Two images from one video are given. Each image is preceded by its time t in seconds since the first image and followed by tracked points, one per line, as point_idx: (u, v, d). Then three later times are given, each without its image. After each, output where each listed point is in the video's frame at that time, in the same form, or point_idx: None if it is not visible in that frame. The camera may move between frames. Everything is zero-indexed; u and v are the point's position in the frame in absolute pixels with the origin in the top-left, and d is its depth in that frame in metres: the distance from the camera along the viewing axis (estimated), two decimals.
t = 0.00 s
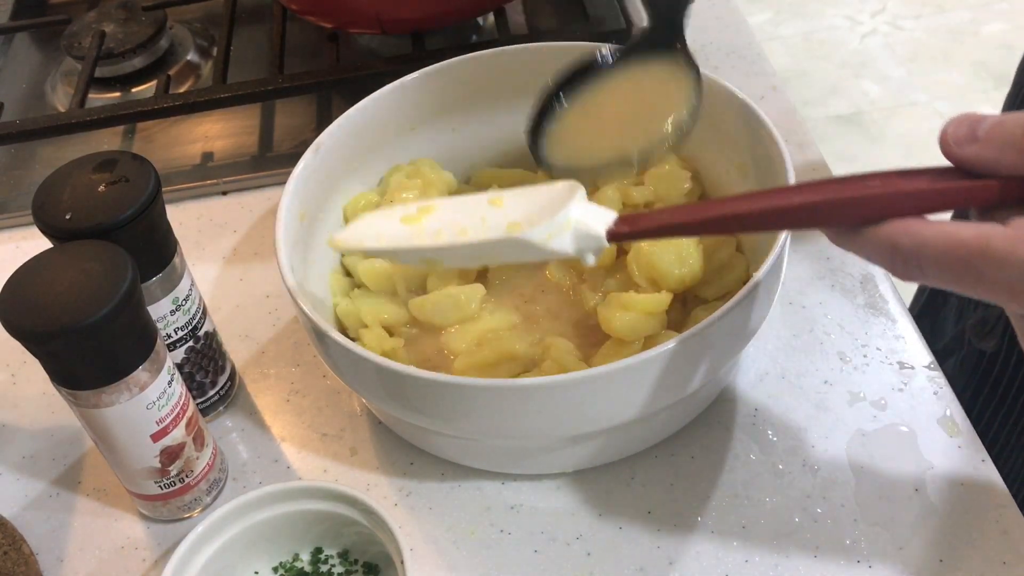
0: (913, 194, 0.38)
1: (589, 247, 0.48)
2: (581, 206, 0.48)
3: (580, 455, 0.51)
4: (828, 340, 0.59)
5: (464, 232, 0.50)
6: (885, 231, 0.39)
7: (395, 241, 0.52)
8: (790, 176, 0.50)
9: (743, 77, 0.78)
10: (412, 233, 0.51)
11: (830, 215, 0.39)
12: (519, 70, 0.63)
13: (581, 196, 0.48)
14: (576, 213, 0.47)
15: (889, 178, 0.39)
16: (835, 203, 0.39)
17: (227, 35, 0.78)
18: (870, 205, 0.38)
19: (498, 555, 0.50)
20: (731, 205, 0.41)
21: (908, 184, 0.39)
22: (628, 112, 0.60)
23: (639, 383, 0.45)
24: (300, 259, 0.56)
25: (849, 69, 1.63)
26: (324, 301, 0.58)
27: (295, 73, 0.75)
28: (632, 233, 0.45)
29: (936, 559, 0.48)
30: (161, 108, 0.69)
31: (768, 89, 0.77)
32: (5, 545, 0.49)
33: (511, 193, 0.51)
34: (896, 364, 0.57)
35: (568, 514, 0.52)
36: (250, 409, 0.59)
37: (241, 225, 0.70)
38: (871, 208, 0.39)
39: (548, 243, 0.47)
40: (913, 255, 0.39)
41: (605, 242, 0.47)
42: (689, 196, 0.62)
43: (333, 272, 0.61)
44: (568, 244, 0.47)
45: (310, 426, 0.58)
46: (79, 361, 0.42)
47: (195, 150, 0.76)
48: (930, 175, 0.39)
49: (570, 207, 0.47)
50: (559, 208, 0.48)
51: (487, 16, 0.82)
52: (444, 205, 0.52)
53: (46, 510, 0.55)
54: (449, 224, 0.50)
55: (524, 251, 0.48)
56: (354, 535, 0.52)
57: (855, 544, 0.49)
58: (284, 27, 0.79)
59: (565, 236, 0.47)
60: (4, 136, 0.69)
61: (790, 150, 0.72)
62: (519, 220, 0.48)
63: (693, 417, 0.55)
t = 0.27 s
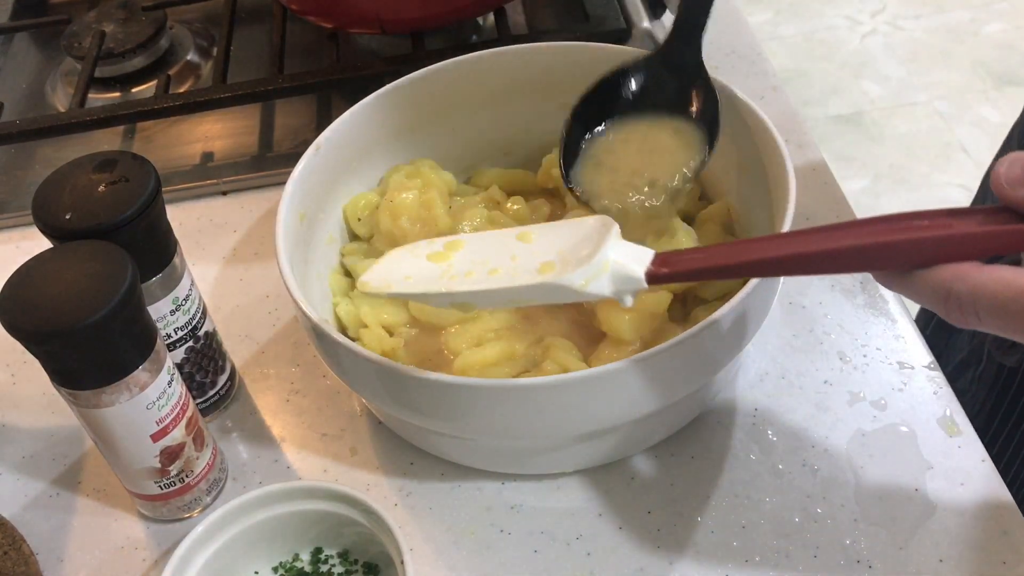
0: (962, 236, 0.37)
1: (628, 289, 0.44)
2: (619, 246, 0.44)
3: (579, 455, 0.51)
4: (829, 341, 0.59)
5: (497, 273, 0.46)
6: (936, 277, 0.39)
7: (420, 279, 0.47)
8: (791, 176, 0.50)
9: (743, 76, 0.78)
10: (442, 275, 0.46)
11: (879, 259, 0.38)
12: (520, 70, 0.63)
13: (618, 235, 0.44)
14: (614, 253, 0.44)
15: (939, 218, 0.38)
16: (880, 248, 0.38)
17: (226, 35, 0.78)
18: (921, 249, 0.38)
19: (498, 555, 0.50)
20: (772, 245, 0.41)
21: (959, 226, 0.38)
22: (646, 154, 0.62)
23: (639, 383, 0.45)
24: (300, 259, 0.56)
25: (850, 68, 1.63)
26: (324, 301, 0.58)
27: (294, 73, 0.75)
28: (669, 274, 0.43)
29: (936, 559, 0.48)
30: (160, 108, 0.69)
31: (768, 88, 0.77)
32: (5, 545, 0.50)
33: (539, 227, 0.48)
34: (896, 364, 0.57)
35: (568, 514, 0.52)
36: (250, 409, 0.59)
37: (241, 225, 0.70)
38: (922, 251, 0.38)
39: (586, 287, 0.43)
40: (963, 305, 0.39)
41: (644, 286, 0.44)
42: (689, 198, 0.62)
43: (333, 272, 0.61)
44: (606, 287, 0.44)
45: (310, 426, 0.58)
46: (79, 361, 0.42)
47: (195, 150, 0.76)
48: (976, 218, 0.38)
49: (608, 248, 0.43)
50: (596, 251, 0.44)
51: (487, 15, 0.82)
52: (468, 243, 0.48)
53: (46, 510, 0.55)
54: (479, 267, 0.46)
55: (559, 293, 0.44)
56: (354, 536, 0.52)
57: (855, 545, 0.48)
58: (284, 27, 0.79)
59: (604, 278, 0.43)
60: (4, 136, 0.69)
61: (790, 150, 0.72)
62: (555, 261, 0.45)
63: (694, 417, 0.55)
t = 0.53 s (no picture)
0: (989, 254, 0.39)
1: (649, 306, 0.44)
2: (637, 263, 0.44)
3: (579, 455, 0.51)
4: (829, 340, 0.59)
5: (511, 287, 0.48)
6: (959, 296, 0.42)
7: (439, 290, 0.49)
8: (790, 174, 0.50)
9: (743, 77, 0.78)
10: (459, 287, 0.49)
11: (910, 275, 0.40)
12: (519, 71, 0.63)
13: (636, 253, 0.45)
14: (634, 270, 0.44)
15: (962, 236, 0.40)
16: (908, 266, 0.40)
17: (226, 35, 0.78)
18: (948, 267, 0.40)
19: (498, 555, 0.50)
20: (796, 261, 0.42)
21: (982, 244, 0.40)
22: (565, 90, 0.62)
23: (640, 383, 0.45)
24: (300, 258, 0.56)
25: (850, 68, 1.63)
26: (324, 301, 0.58)
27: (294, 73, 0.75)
28: (698, 290, 0.43)
29: (936, 559, 0.48)
30: (160, 108, 0.69)
31: (768, 89, 0.77)
32: (5, 545, 0.49)
33: (558, 242, 0.50)
34: (896, 364, 0.57)
35: (568, 514, 0.52)
36: (250, 409, 0.59)
37: (241, 225, 0.70)
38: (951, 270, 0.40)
39: (607, 306, 0.43)
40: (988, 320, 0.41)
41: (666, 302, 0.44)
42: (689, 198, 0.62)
43: (333, 273, 0.61)
44: (627, 305, 0.44)
45: (310, 426, 0.58)
46: (79, 361, 0.42)
47: (194, 150, 0.76)
48: (999, 239, 0.40)
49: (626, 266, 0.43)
50: (616, 270, 0.44)
51: (487, 16, 0.82)
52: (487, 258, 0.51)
53: (46, 510, 0.55)
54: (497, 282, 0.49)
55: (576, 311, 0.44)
56: (354, 536, 0.52)
57: (856, 545, 0.48)
58: (284, 27, 0.79)
59: (623, 297, 0.43)
60: (4, 136, 0.69)
61: (790, 150, 0.72)
62: (569, 275, 0.47)
63: (694, 417, 0.55)
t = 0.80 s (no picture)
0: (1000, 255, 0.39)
1: (659, 307, 0.43)
2: (647, 263, 0.44)
3: (580, 455, 0.51)
4: (829, 341, 0.59)
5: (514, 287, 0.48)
6: (973, 293, 0.41)
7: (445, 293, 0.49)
8: (789, 173, 0.50)
9: (743, 76, 0.78)
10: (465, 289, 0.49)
11: (922, 276, 0.40)
12: (519, 71, 0.64)
13: (644, 252, 0.44)
14: (644, 271, 0.43)
15: (976, 236, 0.40)
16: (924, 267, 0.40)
17: (226, 35, 0.78)
18: (961, 266, 0.39)
19: (498, 555, 0.50)
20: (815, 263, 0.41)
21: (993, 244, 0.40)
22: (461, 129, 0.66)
23: (640, 384, 0.45)
24: (301, 258, 0.56)
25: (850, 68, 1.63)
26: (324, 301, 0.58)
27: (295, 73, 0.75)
28: (710, 292, 0.42)
29: (936, 559, 0.48)
30: (160, 108, 0.69)
31: (768, 89, 0.77)
32: (5, 545, 0.50)
33: (562, 241, 0.49)
34: (897, 364, 0.57)
35: (567, 513, 0.52)
36: (250, 409, 0.59)
37: (241, 225, 0.70)
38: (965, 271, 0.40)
39: (617, 307, 0.43)
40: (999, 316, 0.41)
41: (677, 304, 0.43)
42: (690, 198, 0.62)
43: (333, 272, 0.61)
44: (637, 305, 0.43)
45: (310, 426, 0.58)
46: (79, 361, 0.42)
47: (195, 150, 0.76)
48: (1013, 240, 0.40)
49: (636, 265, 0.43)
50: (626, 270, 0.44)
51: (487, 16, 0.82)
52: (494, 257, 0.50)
53: (46, 510, 0.55)
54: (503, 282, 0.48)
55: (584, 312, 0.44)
56: (354, 535, 0.52)
57: (855, 545, 0.48)
58: (284, 27, 0.79)
59: (633, 298, 0.43)
60: (4, 136, 0.69)
61: (790, 150, 0.72)
62: (576, 277, 0.47)
63: (693, 417, 0.55)
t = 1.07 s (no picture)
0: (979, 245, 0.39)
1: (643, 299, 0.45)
2: (632, 258, 0.45)
3: (580, 455, 0.51)
4: (829, 341, 0.59)
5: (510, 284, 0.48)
6: (947, 281, 0.42)
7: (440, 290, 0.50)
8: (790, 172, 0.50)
9: (743, 76, 0.78)
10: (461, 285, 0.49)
11: (896, 267, 0.40)
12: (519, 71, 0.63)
13: (631, 248, 0.45)
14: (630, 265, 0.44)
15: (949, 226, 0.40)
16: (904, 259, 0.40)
17: (226, 35, 0.78)
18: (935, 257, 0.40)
19: (498, 555, 0.50)
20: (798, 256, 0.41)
21: (971, 234, 0.40)
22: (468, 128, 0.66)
23: (640, 384, 0.45)
24: (301, 257, 0.56)
25: (850, 68, 1.63)
26: (324, 301, 0.58)
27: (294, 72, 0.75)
28: (689, 284, 0.43)
29: (936, 559, 0.48)
30: (160, 107, 0.69)
31: (768, 88, 0.77)
32: (5, 545, 0.49)
33: (557, 242, 0.50)
34: (897, 364, 0.57)
35: (567, 514, 0.52)
36: (250, 409, 0.59)
37: (241, 225, 0.70)
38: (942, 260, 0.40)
39: (602, 299, 0.44)
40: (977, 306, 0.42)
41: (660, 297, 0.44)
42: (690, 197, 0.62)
43: (332, 272, 0.61)
44: (623, 298, 0.45)
45: (310, 426, 0.57)
46: (79, 361, 0.42)
47: (194, 149, 0.76)
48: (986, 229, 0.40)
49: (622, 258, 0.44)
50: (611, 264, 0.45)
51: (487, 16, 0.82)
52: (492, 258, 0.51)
53: (46, 510, 0.55)
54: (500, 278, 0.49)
55: (576, 305, 0.45)
56: (354, 536, 0.52)
57: (856, 545, 0.48)
58: (284, 26, 0.79)
59: (619, 289, 0.44)
60: (3, 136, 0.69)
61: (790, 150, 0.72)
62: (567, 274, 0.47)
63: (694, 417, 0.55)
